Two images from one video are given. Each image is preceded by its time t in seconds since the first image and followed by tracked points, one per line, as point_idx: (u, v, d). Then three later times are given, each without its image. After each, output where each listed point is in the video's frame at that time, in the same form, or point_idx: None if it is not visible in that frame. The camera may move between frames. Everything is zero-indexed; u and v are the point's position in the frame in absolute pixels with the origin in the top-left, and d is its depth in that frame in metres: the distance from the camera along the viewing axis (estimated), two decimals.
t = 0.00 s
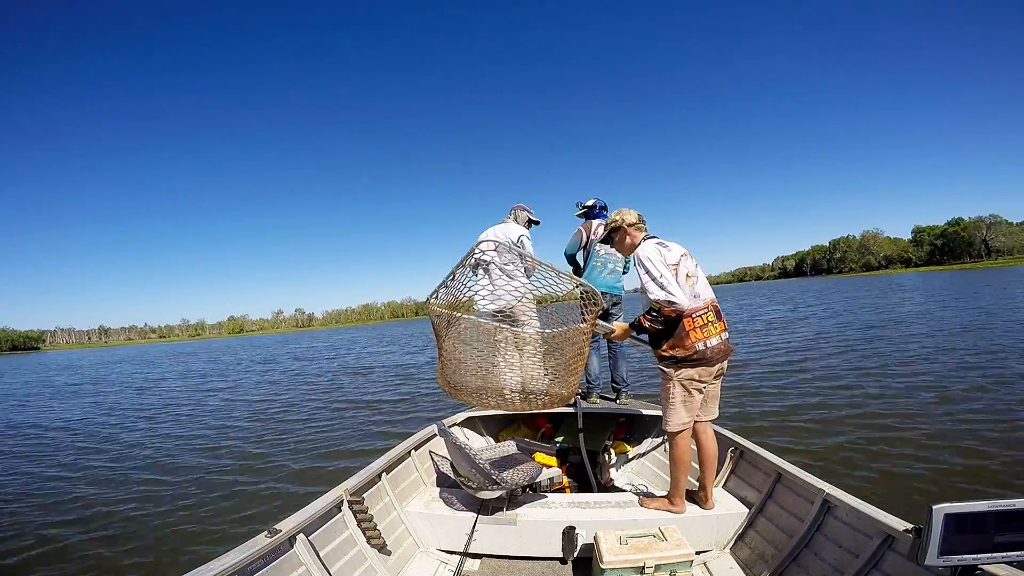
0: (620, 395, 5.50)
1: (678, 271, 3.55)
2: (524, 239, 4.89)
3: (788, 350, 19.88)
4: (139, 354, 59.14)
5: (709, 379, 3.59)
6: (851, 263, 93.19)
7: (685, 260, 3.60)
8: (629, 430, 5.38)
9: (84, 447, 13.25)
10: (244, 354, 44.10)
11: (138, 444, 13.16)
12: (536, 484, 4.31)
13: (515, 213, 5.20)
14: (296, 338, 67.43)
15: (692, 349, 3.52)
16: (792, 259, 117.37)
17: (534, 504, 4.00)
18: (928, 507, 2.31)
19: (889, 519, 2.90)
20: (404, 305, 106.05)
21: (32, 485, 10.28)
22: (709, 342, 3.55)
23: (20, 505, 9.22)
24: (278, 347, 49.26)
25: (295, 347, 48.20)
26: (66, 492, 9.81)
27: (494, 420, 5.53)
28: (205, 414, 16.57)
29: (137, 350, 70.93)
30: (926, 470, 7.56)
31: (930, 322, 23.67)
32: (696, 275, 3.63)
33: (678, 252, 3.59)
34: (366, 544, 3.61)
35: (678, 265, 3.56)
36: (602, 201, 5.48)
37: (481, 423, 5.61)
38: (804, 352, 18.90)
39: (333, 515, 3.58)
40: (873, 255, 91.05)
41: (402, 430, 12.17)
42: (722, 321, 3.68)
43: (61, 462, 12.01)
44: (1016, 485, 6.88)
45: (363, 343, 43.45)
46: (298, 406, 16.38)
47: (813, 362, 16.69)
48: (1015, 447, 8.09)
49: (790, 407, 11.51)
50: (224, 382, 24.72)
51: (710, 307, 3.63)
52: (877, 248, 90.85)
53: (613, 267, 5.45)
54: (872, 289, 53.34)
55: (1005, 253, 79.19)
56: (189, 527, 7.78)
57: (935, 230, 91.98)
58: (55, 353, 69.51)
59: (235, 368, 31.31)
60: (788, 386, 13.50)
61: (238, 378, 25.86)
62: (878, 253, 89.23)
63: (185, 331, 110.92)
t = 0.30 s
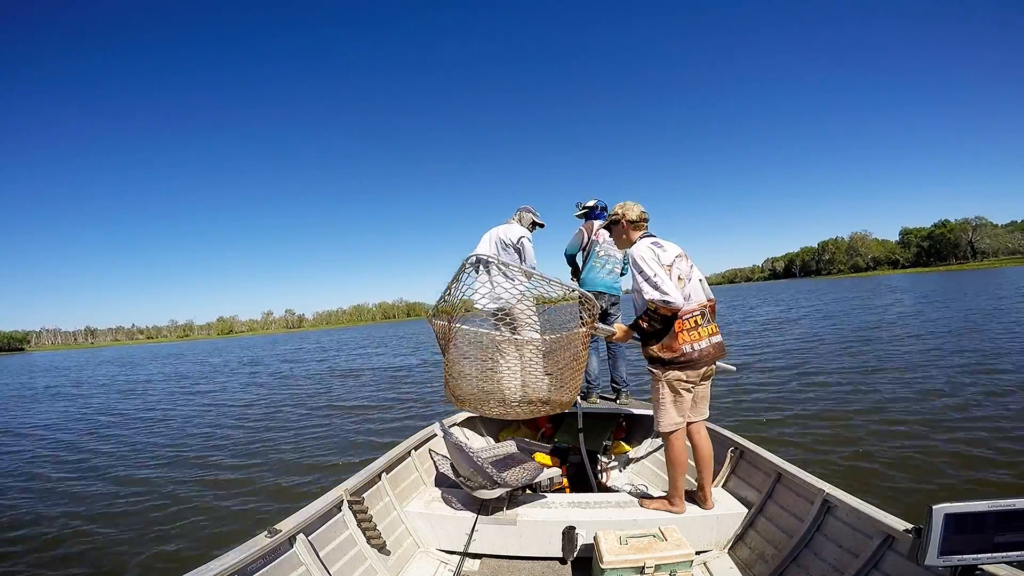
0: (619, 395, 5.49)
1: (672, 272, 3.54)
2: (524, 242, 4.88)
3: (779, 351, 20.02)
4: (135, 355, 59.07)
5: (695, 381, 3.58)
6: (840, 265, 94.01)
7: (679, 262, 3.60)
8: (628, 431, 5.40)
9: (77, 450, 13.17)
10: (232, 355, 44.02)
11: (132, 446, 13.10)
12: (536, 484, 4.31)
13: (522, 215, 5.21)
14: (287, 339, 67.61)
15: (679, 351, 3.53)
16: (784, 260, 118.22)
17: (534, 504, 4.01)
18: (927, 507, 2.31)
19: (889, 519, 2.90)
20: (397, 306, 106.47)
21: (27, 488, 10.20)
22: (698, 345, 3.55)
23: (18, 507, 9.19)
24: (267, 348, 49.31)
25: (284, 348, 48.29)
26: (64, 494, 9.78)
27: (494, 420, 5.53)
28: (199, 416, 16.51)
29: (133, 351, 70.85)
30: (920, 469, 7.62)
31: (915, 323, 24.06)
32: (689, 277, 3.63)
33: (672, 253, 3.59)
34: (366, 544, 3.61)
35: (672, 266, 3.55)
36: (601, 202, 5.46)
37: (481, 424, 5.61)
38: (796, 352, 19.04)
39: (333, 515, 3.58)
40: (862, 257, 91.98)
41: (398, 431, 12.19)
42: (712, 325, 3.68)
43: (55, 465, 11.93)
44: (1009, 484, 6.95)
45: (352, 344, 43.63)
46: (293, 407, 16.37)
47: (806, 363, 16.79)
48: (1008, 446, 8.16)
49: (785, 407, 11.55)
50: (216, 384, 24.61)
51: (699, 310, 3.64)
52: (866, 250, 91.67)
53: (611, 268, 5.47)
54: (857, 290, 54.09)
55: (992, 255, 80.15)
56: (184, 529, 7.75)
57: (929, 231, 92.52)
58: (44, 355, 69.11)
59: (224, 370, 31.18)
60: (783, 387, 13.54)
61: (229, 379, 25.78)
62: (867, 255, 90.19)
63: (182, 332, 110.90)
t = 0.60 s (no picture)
0: (619, 395, 5.50)
1: (666, 273, 3.54)
2: (525, 242, 4.90)
3: (771, 352, 20.14)
4: (129, 355, 59.00)
5: (685, 382, 3.58)
6: (830, 267, 94.81)
7: (675, 264, 3.60)
8: (629, 430, 5.37)
9: (72, 451, 13.10)
10: (221, 355, 43.96)
11: (128, 446, 13.04)
12: (536, 484, 4.31)
13: (524, 215, 5.21)
14: (280, 339, 67.74)
15: (670, 353, 3.53)
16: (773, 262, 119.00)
17: (534, 504, 4.01)
18: (928, 507, 2.31)
19: (889, 519, 2.90)
20: (391, 307, 106.78)
21: (22, 489, 10.14)
22: (688, 348, 3.55)
23: (16, 507, 9.17)
24: (257, 349, 49.38)
25: (274, 348, 48.36)
26: (63, 494, 9.76)
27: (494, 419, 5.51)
28: (194, 416, 16.46)
29: (127, 350, 70.75)
30: (914, 469, 7.68)
31: (901, 325, 24.43)
32: (684, 279, 3.63)
33: (668, 255, 3.59)
34: (366, 544, 3.60)
35: (667, 268, 3.55)
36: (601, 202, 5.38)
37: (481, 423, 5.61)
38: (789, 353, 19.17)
39: (333, 515, 3.58)
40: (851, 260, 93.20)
41: (395, 431, 12.21)
42: (704, 327, 3.67)
43: (50, 465, 11.86)
44: (1002, 482, 7.02)
45: (342, 345, 43.76)
46: (289, 407, 16.36)
47: (799, 363, 16.89)
48: (1001, 446, 8.24)
49: (780, 408, 11.60)
50: (208, 384, 24.54)
51: (692, 313, 3.63)
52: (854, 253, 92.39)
53: (610, 269, 5.47)
54: (844, 293, 54.72)
55: (981, 257, 81.09)
56: (179, 530, 7.72)
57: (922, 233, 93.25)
58: (34, 356, 68.69)
59: (215, 370, 31.11)
60: (779, 387, 13.60)
61: (221, 380, 25.70)
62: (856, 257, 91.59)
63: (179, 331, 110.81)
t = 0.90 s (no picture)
0: (619, 395, 5.48)
1: (667, 273, 3.54)
2: (526, 241, 4.89)
3: (764, 353, 20.23)
4: (124, 354, 58.90)
5: (682, 382, 3.58)
6: (820, 269, 95.44)
7: (676, 265, 3.60)
8: (629, 430, 5.37)
9: (66, 450, 13.05)
10: (211, 355, 43.93)
11: (123, 446, 13.00)
12: (537, 484, 4.32)
13: (524, 215, 5.20)
14: (271, 339, 67.88)
15: (669, 353, 3.53)
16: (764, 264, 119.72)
17: (534, 504, 4.01)
18: (928, 507, 2.31)
19: (889, 519, 2.90)
20: (384, 307, 106.99)
21: (18, 489, 10.09)
22: (686, 349, 3.55)
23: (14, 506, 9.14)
24: (248, 349, 49.43)
25: (263, 348, 48.47)
26: (60, 493, 9.74)
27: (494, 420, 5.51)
28: (188, 416, 16.41)
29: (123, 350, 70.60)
30: (909, 469, 7.71)
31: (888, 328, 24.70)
32: (684, 279, 3.63)
33: (670, 255, 3.59)
34: (366, 544, 3.60)
35: (669, 268, 3.55)
36: (600, 202, 5.48)
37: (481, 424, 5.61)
38: (783, 354, 19.26)
39: (333, 515, 3.58)
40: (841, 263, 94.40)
41: (391, 431, 12.23)
42: (703, 327, 3.67)
43: (45, 464, 11.82)
44: (996, 482, 7.05)
45: (333, 346, 43.90)
46: (284, 406, 16.35)
47: (794, 364, 16.95)
48: (995, 446, 8.29)
49: (776, 408, 11.63)
50: (200, 383, 24.49)
51: (691, 313, 3.63)
52: (845, 255, 92.97)
53: (610, 268, 5.47)
54: (832, 296, 55.10)
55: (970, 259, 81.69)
56: (174, 530, 7.69)
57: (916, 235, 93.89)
58: (25, 355, 68.41)
59: (207, 370, 31.08)
60: (774, 387, 13.63)
61: (213, 379, 25.64)
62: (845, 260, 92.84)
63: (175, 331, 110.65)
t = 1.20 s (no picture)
0: (619, 395, 5.47)
1: (667, 274, 3.54)
2: (529, 241, 4.96)
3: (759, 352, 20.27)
4: (123, 353, 59.17)
5: (681, 382, 3.58)
6: (810, 270, 95.94)
7: (676, 265, 3.60)
8: (629, 430, 5.36)
9: (63, 449, 13.09)
10: (201, 356, 44.15)
11: (124, 444, 13.06)
12: (536, 484, 4.33)
13: (521, 212, 5.20)
14: (265, 339, 68.39)
15: (668, 354, 3.53)
16: (755, 264, 120.33)
17: (534, 504, 4.01)
18: (928, 507, 2.29)
19: (889, 519, 2.89)
20: (376, 308, 107.50)
21: (21, 486, 10.15)
22: (685, 350, 3.54)
23: (18, 502, 9.20)
24: (238, 350, 49.75)
25: (253, 349, 48.85)
26: (63, 489, 9.79)
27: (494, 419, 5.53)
28: (185, 416, 16.46)
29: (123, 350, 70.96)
30: (905, 468, 7.70)
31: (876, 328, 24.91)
32: (684, 280, 3.62)
33: (671, 256, 3.58)
34: (366, 544, 3.62)
35: (669, 269, 3.55)
36: (600, 202, 5.46)
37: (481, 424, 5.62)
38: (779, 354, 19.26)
39: (333, 514, 3.59)
40: (831, 263, 94.45)
41: (388, 431, 12.27)
42: (702, 328, 3.65)
43: (43, 462, 11.85)
44: (993, 480, 7.05)
45: (323, 347, 44.21)
46: (284, 406, 16.41)
47: (790, 363, 16.94)
48: (993, 445, 8.29)
49: (773, 407, 11.62)
50: (194, 383, 24.54)
51: (690, 314, 3.63)
52: (833, 257, 93.89)
53: (608, 268, 5.46)
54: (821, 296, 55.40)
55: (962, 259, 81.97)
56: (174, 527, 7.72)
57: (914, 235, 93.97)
58: (17, 355, 68.47)
59: (199, 370, 31.20)
60: (773, 387, 13.63)
61: (207, 380, 25.72)
62: (835, 261, 93.34)
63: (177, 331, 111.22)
